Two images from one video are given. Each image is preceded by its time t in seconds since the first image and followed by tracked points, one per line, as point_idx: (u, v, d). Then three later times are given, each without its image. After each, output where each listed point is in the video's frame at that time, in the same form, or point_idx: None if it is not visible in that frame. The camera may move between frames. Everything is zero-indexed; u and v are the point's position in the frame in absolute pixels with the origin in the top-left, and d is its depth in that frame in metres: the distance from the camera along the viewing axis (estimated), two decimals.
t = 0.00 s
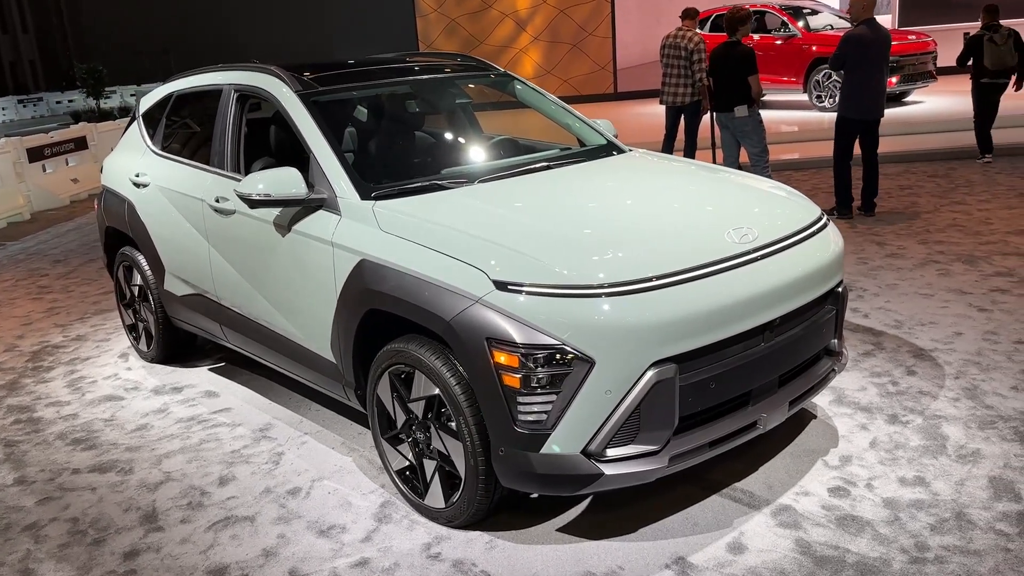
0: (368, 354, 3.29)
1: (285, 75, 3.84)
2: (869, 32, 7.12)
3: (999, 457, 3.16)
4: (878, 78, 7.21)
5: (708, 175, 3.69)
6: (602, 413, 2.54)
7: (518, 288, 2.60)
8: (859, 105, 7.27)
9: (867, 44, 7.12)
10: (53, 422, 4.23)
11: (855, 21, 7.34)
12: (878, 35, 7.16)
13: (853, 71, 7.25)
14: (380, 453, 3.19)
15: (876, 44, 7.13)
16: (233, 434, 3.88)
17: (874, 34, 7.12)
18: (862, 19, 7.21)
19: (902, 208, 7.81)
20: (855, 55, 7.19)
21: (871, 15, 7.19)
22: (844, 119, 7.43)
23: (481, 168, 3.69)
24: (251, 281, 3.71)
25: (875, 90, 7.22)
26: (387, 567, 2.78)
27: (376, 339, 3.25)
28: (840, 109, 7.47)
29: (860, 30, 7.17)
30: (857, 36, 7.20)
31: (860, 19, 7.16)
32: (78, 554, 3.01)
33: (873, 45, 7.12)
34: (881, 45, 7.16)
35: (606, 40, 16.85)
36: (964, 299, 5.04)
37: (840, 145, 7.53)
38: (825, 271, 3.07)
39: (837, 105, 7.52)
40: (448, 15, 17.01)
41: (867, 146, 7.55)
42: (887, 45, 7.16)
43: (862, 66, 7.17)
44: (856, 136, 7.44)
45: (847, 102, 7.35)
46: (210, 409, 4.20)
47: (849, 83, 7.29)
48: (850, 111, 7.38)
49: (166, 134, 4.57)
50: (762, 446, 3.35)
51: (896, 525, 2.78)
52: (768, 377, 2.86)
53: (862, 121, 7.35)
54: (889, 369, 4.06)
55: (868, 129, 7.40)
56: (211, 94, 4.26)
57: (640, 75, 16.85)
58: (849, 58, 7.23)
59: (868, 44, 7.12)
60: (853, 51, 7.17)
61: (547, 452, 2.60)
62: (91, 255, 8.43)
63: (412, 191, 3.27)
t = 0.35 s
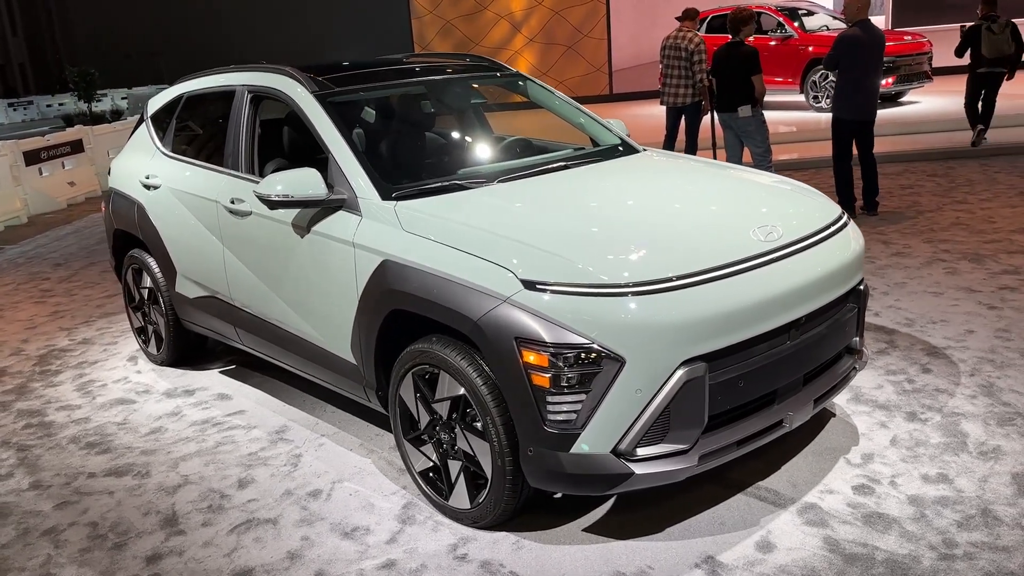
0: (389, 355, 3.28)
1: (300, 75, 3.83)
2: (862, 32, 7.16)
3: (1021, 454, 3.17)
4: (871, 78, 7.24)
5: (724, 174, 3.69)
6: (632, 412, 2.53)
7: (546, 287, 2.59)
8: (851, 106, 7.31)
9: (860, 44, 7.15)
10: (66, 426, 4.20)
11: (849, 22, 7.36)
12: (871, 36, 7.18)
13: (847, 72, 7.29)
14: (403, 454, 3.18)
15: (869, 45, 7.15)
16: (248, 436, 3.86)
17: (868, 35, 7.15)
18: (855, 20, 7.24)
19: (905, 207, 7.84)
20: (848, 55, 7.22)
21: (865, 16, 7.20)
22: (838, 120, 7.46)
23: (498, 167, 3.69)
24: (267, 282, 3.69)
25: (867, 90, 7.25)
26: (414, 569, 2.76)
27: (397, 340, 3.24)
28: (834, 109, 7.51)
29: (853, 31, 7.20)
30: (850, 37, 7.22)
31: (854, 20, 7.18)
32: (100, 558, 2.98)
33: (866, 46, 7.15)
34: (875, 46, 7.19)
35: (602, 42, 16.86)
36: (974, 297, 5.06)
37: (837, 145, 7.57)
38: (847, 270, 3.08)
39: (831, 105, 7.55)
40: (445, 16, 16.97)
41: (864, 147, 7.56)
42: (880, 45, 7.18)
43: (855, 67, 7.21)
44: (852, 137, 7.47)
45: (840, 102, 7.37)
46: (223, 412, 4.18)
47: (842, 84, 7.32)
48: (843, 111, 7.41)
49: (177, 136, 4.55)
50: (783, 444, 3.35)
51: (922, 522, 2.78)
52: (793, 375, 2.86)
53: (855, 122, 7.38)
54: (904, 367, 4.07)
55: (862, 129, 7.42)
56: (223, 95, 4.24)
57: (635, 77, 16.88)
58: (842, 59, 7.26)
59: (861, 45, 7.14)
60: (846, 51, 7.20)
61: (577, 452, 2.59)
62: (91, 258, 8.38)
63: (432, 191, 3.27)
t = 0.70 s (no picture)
0: (408, 353, 3.29)
1: (314, 75, 3.85)
2: (853, 35, 7.19)
3: None
4: (862, 80, 7.29)
5: (737, 172, 3.72)
6: (659, 406, 2.55)
7: (572, 283, 2.61)
8: (842, 108, 7.37)
9: (851, 46, 7.19)
10: (77, 428, 4.18)
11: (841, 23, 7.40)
12: (862, 38, 7.22)
13: (837, 74, 7.34)
14: (423, 452, 3.19)
15: (860, 47, 7.19)
16: (263, 436, 3.86)
17: (859, 37, 7.19)
18: (847, 21, 7.27)
19: (903, 206, 7.89)
20: (839, 57, 7.27)
21: (857, 18, 7.24)
22: (830, 121, 7.52)
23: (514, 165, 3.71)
24: (283, 282, 3.69)
25: (858, 92, 7.30)
26: (439, 565, 2.77)
27: (417, 338, 3.25)
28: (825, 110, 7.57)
29: (845, 33, 7.24)
30: (841, 39, 7.27)
31: (845, 22, 7.22)
32: (122, 558, 2.98)
33: (857, 48, 7.19)
34: (867, 49, 7.23)
35: (594, 45, 16.92)
36: (978, 295, 5.10)
37: (831, 146, 7.60)
38: (864, 265, 3.11)
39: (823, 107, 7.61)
40: (437, 19, 16.86)
41: (855, 149, 7.55)
42: (872, 47, 7.22)
43: (845, 69, 7.26)
44: (844, 138, 7.51)
45: (831, 104, 7.44)
46: (236, 413, 4.18)
47: (833, 86, 7.37)
48: (834, 113, 7.47)
49: (187, 137, 4.55)
50: (800, 440, 3.38)
51: (943, 514, 2.81)
52: (813, 370, 2.88)
53: (846, 123, 7.43)
54: (914, 363, 4.10)
55: (853, 131, 7.47)
56: (234, 96, 4.25)
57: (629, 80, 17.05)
58: (833, 61, 7.31)
59: (852, 47, 7.19)
60: (837, 53, 7.25)
61: (603, 447, 2.61)
62: (91, 261, 8.34)
63: (451, 189, 3.28)
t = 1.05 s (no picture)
0: (420, 351, 3.32)
1: (322, 77, 3.88)
2: (842, 37, 7.27)
3: None
4: (851, 82, 7.37)
5: (740, 172, 3.78)
6: (673, 400, 2.60)
7: (588, 279, 2.65)
8: (832, 109, 7.44)
9: (840, 49, 7.26)
10: (85, 429, 4.19)
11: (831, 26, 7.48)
12: (852, 40, 7.29)
13: (828, 76, 7.42)
14: (436, 448, 3.23)
15: (849, 49, 7.26)
16: (272, 435, 3.88)
17: (848, 39, 7.26)
18: (837, 24, 7.35)
19: (895, 206, 7.99)
20: (829, 59, 7.35)
21: (847, 21, 7.31)
22: (821, 123, 7.60)
23: (521, 166, 3.75)
24: (292, 282, 3.72)
25: (848, 94, 7.37)
26: (456, 559, 2.81)
27: (428, 337, 3.29)
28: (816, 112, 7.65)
29: (834, 36, 7.32)
30: (831, 41, 7.35)
31: (835, 25, 7.29)
32: (138, 556, 3.00)
33: (846, 50, 7.27)
34: (856, 50, 7.29)
35: (584, 48, 16.81)
36: (972, 292, 5.18)
37: (823, 147, 7.68)
38: (869, 262, 3.18)
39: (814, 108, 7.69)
40: (427, 23, 16.68)
41: (847, 151, 7.63)
42: (862, 50, 7.29)
43: (835, 71, 7.34)
44: (835, 139, 7.58)
45: (822, 106, 7.51)
46: (244, 413, 4.20)
47: (823, 87, 7.46)
48: (825, 114, 7.54)
49: (192, 139, 4.56)
50: (806, 434, 3.43)
51: (949, 505, 2.87)
52: (821, 365, 2.94)
53: (838, 125, 7.51)
54: (913, 359, 4.17)
55: (844, 132, 7.54)
56: (240, 98, 4.28)
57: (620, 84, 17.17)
58: (824, 63, 7.39)
59: (841, 49, 7.26)
60: (826, 56, 7.33)
61: (618, 441, 2.65)
62: (87, 265, 8.33)
63: (462, 189, 3.32)
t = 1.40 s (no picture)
0: (425, 347, 3.38)
1: (325, 78, 3.93)
2: (829, 38, 7.39)
3: None
4: (839, 82, 7.49)
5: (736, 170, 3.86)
6: (678, 391, 2.68)
7: (593, 274, 2.72)
8: (820, 108, 7.56)
9: (828, 49, 7.39)
10: (88, 428, 4.22)
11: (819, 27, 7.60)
12: (839, 41, 7.42)
13: (816, 76, 7.53)
14: (442, 442, 3.29)
15: (836, 50, 7.39)
16: (277, 432, 3.93)
17: (835, 40, 7.39)
18: (824, 25, 7.48)
19: (881, 205, 8.12)
20: (816, 60, 7.47)
21: (834, 22, 7.44)
22: (809, 122, 7.72)
23: (522, 164, 3.81)
24: (297, 280, 3.77)
25: (835, 93, 7.49)
26: (465, 549, 2.87)
27: (434, 332, 3.35)
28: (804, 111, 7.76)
29: (822, 37, 7.44)
30: (819, 42, 7.47)
31: (823, 26, 7.42)
32: (150, 550, 3.04)
33: (833, 51, 7.39)
34: (843, 51, 7.42)
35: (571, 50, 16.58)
36: (959, 288, 5.30)
37: (811, 146, 7.79)
38: (864, 257, 3.27)
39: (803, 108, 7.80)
40: (414, 24, 16.59)
41: (835, 151, 7.76)
42: (848, 50, 7.42)
43: (822, 71, 7.46)
44: (823, 138, 7.70)
45: (810, 105, 7.63)
46: (247, 410, 4.24)
47: (811, 87, 7.57)
48: (814, 114, 7.66)
49: (194, 139, 4.60)
50: (802, 425, 3.52)
51: (943, 492, 2.96)
52: (819, 357, 3.02)
53: (826, 124, 7.62)
54: (904, 353, 4.27)
55: (832, 131, 7.65)
56: (242, 99, 4.32)
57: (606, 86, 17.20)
58: (812, 63, 7.51)
59: (828, 50, 7.39)
60: (814, 56, 7.45)
61: (624, 431, 2.72)
62: (79, 266, 8.32)
63: (467, 187, 3.38)
